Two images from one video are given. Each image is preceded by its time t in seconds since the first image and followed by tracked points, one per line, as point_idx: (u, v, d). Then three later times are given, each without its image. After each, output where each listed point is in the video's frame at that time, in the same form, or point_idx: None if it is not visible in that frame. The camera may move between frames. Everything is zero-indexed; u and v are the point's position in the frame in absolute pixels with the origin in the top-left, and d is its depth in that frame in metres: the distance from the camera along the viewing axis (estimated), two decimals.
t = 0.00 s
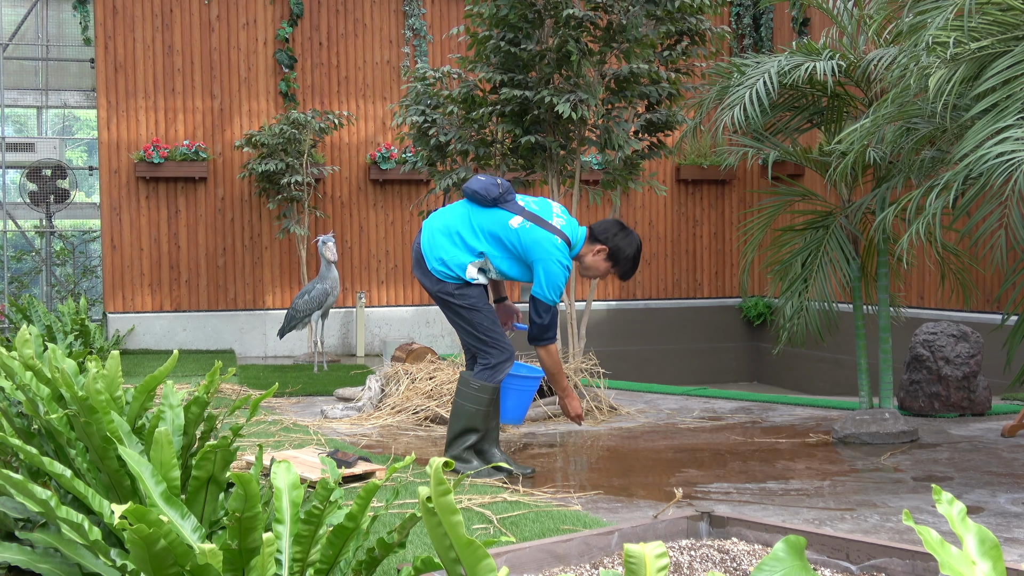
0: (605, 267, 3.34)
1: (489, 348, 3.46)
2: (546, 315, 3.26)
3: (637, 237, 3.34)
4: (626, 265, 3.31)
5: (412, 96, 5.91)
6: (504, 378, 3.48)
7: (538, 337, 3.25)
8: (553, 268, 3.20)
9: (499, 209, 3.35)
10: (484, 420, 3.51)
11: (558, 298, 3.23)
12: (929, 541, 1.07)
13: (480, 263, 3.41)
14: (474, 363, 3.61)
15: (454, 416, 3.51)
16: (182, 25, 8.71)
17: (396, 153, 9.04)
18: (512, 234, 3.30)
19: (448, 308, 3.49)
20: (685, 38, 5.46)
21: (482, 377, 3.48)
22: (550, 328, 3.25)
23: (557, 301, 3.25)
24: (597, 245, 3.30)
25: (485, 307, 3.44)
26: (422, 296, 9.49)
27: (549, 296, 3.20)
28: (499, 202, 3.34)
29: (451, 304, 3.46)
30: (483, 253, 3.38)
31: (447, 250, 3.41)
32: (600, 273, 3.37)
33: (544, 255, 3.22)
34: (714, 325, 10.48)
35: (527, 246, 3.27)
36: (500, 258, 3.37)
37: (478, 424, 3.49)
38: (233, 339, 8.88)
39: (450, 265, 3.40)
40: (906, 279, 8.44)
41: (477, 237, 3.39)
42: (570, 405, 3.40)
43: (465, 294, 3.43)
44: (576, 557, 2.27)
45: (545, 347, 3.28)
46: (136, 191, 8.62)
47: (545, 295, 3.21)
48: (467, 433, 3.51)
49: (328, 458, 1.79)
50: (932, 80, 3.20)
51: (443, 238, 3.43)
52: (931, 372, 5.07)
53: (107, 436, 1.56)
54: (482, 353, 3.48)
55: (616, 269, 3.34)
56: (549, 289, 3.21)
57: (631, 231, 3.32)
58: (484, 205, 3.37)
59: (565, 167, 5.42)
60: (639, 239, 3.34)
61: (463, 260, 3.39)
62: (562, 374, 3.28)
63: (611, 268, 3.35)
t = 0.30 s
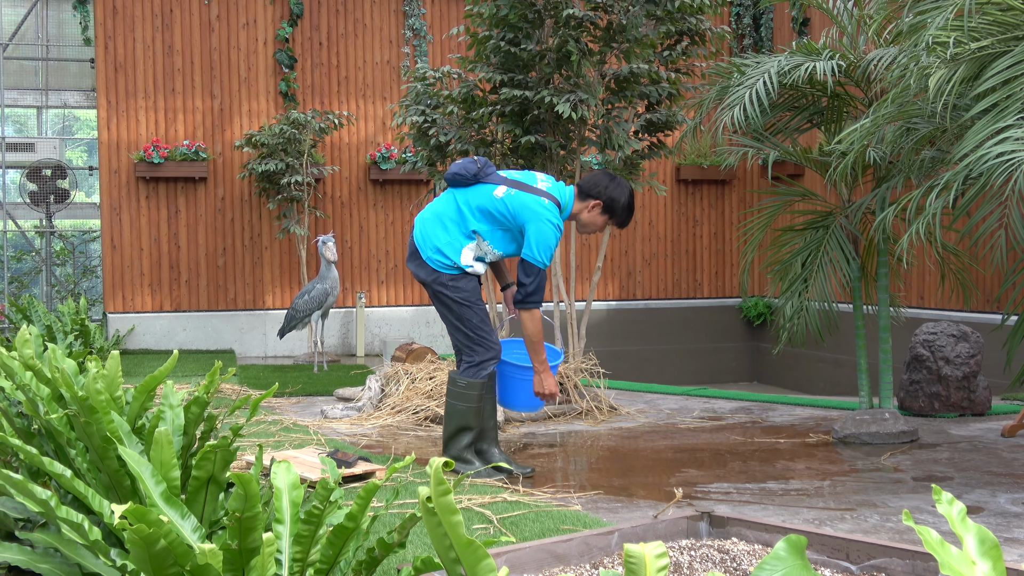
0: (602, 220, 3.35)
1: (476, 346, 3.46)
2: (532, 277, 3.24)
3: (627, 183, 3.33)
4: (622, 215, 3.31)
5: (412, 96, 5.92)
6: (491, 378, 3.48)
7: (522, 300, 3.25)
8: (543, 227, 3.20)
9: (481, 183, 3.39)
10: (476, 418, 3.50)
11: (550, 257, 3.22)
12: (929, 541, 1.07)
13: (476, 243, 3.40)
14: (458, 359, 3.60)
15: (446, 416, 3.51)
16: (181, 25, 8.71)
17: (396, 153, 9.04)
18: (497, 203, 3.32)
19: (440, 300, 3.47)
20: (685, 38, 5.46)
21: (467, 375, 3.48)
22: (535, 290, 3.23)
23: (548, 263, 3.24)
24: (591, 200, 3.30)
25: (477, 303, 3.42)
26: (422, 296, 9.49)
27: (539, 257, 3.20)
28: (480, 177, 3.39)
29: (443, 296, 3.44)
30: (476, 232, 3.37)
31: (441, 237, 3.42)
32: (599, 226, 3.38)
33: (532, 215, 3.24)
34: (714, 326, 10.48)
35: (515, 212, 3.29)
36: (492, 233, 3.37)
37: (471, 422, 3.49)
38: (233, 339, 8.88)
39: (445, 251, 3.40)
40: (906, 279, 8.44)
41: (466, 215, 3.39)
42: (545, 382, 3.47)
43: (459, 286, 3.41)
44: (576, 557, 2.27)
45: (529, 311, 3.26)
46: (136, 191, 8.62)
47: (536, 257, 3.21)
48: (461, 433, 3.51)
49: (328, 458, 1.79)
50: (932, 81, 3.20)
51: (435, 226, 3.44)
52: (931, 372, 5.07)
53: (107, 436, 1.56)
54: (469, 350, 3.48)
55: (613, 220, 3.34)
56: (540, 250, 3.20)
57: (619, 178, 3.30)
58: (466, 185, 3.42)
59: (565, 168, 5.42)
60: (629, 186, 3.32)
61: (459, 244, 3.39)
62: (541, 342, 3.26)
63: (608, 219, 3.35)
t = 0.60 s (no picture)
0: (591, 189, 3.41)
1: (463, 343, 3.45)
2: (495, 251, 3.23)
3: (611, 150, 3.40)
4: (609, 181, 3.38)
5: (413, 96, 5.92)
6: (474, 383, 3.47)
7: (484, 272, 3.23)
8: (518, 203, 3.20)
9: (460, 173, 3.41)
10: (469, 417, 3.48)
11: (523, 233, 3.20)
12: (929, 541, 1.07)
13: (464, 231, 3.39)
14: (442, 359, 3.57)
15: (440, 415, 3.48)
16: (181, 25, 8.71)
17: (396, 153, 9.04)
18: (477, 188, 3.33)
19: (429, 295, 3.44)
20: (685, 39, 5.46)
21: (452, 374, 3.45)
22: (499, 264, 3.22)
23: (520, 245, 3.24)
24: (578, 169, 3.37)
25: (465, 301, 3.39)
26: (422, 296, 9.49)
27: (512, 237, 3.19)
28: (457, 167, 3.41)
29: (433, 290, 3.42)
30: (462, 220, 3.37)
31: (431, 230, 3.42)
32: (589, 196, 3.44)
33: (510, 193, 3.24)
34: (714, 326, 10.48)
35: (494, 194, 3.28)
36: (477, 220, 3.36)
37: (465, 421, 3.46)
38: (233, 339, 8.88)
39: (435, 244, 3.40)
40: (906, 279, 8.44)
41: (451, 205, 3.40)
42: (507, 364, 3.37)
43: (449, 281, 3.38)
44: (576, 557, 2.27)
45: (487, 283, 3.23)
46: (136, 191, 8.63)
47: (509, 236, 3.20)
48: (457, 433, 3.48)
49: (328, 458, 1.79)
50: (932, 81, 3.20)
51: (425, 221, 3.45)
52: (931, 372, 5.08)
53: (107, 436, 1.56)
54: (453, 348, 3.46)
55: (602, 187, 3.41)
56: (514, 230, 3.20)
57: (600, 145, 3.37)
58: (448, 178, 3.45)
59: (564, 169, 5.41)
60: (612, 153, 3.39)
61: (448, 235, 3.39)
62: (501, 314, 3.24)
63: (597, 187, 3.42)
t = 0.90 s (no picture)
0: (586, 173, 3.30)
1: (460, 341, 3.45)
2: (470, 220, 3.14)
3: (606, 132, 3.28)
4: (603, 165, 3.27)
5: (413, 96, 5.92)
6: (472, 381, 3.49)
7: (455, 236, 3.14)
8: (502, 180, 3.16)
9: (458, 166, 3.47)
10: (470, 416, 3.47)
11: (503, 206, 3.11)
12: (928, 541, 1.08)
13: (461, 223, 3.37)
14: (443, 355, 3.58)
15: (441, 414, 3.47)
16: (181, 25, 8.71)
17: (396, 153, 9.04)
18: (470, 175, 3.33)
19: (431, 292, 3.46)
20: (685, 38, 5.46)
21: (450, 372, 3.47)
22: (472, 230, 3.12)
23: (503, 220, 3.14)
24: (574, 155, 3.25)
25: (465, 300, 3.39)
26: (422, 296, 9.49)
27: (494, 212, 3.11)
28: (454, 161, 3.49)
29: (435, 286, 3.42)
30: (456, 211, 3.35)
31: (432, 229, 3.43)
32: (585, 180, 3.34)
33: (497, 173, 3.22)
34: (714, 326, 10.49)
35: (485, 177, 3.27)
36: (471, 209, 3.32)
37: (466, 420, 3.46)
38: (232, 339, 8.88)
39: (436, 242, 3.40)
40: (906, 279, 8.44)
41: (447, 197, 3.42)
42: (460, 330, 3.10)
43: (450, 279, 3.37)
44: (576, 557, 2.27)
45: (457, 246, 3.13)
46: (136, 191, 8.62)
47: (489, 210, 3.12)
48: (457, 433, 3.47)
49: (328, 458, 1.79)
50: (932, 81, 3.20)
51: (428, 221, 3.46)
52: (930, 372, 5.08)
53: (107, 436, 1.56)
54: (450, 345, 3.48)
55: (598, 170, 3.29)
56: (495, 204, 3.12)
57: (593, 127, 3.26)
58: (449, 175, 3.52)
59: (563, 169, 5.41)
60: (607, 135, 3.27)
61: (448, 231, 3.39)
62: (463, 275, 3.09)
63: (593, 171, 3.30)
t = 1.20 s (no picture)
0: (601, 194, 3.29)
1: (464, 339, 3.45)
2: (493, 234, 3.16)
3: (625, 153, 3.28)
4: (620, 186, 3.25)
5: (412, 96, 5.91)
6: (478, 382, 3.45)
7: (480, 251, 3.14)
8: (522, 191, 3.17)
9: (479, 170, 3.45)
10: (472, 415, 3.46)
11: (522, 219, 3.13)
12: (929, 541, 1.08)
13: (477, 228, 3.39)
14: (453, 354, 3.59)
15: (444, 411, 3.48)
16: (181, 25, 8.71)
17: (396, 153, 9.04)
18: (490, 181, 3.33)
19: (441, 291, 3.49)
20: (685, 38, 5.46)
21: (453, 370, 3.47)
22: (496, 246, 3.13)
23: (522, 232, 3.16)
24: (591, 175, 3.26)
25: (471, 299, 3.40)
26: (422, 296, 9.49)
27: (514, 224, 3.13)
28: (475, 164, 3.47)
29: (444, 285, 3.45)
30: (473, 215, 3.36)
31: (448, 229, 3.45)
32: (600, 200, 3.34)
33: (517, 184, 3.22)
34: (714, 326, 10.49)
35: (504, 184, 3.27)
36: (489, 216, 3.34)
37: (467, 419, 3.44)
38: (232, 339, 8.88)
39: (451, 242, 3.43)
40: (906, 279, 8.44)
41: (465, 200, 3.42)
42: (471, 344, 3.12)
43: (459, 278, 3.40)
44: (576, 557, 2.27)
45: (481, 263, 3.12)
46: (136, 191, 8.63)
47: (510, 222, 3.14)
48: (459, 431, 3.46)
49: (328, 458, 1.79)
50: (932, 81, 3.20)
51: (443, 221, 3.49)
52: (930, 372, 5.07)
53: (107, 436, 1.56)
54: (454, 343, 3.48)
55: (614, 193, 3.28)
56: (514, 215, 3.14)
57: (613, 147, 3.25)
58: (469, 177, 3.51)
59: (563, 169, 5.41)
60: (625, 156, 3.26)
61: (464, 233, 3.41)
62: (485, 292, 3.07)
63: (609, 191, 3.29)
